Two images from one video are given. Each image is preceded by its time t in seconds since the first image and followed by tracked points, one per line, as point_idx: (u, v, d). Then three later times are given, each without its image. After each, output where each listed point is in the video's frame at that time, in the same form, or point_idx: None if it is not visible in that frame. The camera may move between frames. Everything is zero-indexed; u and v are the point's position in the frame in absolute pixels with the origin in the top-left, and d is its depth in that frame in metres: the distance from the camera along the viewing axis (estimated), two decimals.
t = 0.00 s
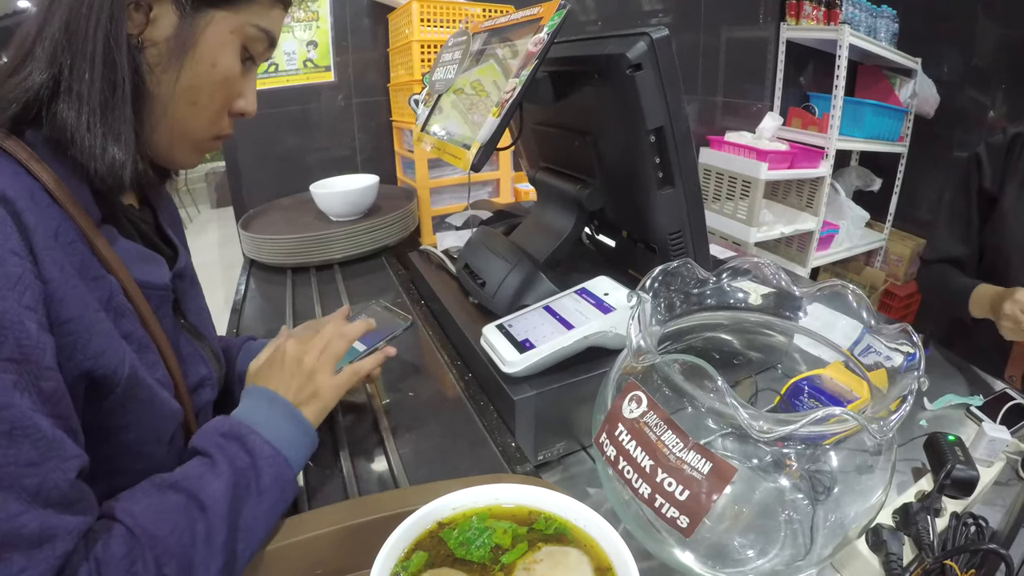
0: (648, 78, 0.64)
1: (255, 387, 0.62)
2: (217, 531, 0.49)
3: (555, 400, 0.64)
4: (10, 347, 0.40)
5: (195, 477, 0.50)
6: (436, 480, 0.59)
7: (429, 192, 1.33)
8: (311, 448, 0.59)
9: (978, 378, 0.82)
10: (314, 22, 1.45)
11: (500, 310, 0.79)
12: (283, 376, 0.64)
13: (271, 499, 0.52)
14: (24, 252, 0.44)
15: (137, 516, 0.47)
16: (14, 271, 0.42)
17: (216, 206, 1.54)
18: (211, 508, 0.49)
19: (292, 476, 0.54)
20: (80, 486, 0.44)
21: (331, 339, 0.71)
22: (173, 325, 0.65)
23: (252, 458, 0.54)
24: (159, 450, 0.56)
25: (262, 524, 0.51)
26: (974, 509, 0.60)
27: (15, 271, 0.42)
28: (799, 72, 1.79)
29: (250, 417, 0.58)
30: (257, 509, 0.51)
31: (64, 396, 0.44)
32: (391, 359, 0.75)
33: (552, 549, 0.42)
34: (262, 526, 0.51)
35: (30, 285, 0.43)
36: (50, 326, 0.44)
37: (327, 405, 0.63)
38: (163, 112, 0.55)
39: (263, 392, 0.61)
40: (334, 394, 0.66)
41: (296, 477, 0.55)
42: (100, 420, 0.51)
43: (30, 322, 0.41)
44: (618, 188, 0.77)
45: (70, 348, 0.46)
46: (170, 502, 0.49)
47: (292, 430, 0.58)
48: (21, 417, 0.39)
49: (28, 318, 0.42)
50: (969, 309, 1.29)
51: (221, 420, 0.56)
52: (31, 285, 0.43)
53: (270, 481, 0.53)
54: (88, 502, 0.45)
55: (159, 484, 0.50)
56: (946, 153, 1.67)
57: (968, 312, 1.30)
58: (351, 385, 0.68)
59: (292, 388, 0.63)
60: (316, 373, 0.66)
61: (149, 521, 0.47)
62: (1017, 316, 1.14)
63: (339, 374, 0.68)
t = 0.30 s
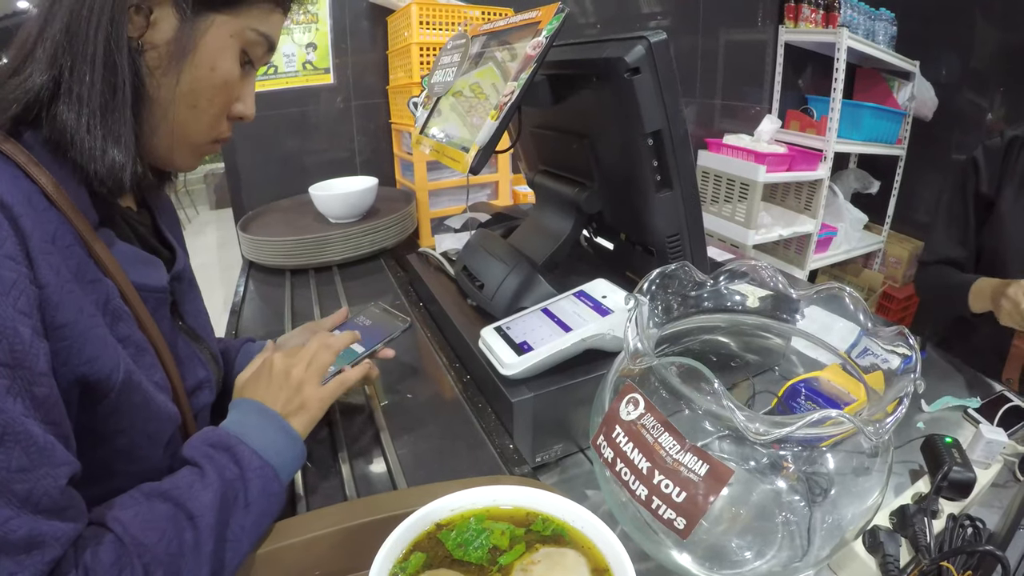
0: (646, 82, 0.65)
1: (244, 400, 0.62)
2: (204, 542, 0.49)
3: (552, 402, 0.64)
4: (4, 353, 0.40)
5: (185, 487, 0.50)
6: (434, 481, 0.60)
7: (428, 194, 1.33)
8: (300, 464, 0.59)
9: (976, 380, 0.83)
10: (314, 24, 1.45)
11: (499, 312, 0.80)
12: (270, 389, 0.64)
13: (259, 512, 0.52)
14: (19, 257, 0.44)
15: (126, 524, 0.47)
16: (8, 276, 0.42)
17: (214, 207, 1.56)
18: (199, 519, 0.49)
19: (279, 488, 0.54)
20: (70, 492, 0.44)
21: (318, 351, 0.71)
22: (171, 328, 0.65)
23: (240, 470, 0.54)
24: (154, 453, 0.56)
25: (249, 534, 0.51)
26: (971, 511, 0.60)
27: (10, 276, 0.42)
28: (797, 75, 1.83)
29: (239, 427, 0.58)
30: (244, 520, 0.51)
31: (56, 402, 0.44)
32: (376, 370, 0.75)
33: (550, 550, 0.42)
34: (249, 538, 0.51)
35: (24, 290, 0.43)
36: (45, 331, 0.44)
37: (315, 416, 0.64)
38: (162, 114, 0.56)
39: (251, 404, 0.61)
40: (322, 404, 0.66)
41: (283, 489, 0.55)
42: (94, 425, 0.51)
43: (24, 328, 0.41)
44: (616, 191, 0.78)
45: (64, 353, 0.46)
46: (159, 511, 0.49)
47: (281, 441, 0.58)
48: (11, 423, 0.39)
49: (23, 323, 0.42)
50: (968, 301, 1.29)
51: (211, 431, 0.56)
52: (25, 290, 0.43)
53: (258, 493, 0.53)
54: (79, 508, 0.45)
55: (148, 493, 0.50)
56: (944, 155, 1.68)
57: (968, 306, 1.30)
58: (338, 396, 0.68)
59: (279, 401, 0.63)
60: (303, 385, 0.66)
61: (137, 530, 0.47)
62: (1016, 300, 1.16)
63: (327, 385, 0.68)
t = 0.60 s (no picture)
0: (649, 88, 0.65)
1: (246, 402, 0.62)
2: (205, 545, 0.49)
3: (554, 406, 0.64)
4: (9, 355, 0.40)
5: (186, 489, 0.51)
6: (437, 484, 0.60)
7: (431, 196, 1.34)
8: (301, 467, 0.59)
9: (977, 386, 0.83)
10: (318, 26, 1.46)
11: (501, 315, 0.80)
12: (274, 391, 0.65)
13: (260, 516, 0.52)
14: (25, 260, 0.44)
15: (128, 526, 0.47)
16: (14, 279, 0.42)
17: (216, 207, 1.56)
18: (200, 521, 0.49)
19: (281, 491, 0.54)
20: (74, 494, 0.45)
21: (321, 356, 0.71)
22: (175, 329, 0.65)
23: (242, 471, 0.54)
24: (157, 455, 0.57)
25: (250, 537, 0.51)
26: (971, 517, 0.62)
27: (15, 279, 0.42)
28: (799, 80, 1.84)
29: (241, 430, 0.58)
30: (246, 522, 0.51)
31: (60, 404, 0.45)
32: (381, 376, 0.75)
33: (551, 553, 0.43)
34: (250, 540, 0.51)
35: (30, 293, 0.43)
36: (50, 334, 0.45)
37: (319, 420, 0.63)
38: (169, 116, 0.56)
39: (254, 406, 0.61)
40: (326, 408, 0.65)
41: (284, 492, 0.56)
42: (97, 427, 0.52)
43: (29, 331, 0.42)
44: (619, 196, 0.78)
45: (68, 356, 0.46)
46: (160, 513, 0.49)
47: (282, 442, 0.58)
48: (16, 426, 0.40)
49: (28, 326, 0.42)
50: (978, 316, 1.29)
51: (213, 434, 0.56)
52: (31, 293, 0.43)
53: (260, 496, 0.53)
54: (82, 509, 0.46)
55: (149, 495, 0.50)
56: (946, 161, 1.68)
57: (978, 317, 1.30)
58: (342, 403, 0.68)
59: (283, 403, 0.63)
60: (307, 389, 0.66)
61: (139, 532, 0.47)
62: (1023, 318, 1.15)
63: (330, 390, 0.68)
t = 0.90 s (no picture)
0: (654, 95, 0.65)
1: (259, 396, 0.63)
2: (219, 537, 0.49)
3: (556, 411, 0.64)
4: (20, 355, 0.41)
5: (199, 483, 0.51)
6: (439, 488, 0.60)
7: (434, 200, 1.34)
8: (313, 457, 0.60)
9: (977, 394, 0.83)
10: (323, 28, 1.46)
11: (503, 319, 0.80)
12: (288, 384, 0.65)
13: (274, 505, 0.53)
14: (33, 261, 0.44)
15: (142, 521, 0.48)
16: (23, 279, 0.43)
17: (218, 208, 1.57)
18: (213, 515, 0.50)
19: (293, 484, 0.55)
20: (85, 491, 0.45)
21: (336, 350, 0.72)
22: (179, 330, 0.66)
23: (255, 465, 0.54)
24: (164, 455, 0.57)
25: (262, 531, 0.52)
26: (970, 524, 0.61)
27: (25, 279, 0.43)
28: (801, 85, 1.84)
29: (252, 423, 0.59)
30: (259, 515, 0.52)
31: (70, 403, 0.45)
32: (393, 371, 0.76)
33: (555, 557, 0.43)
34: (263, 531, 0.52)
35: (40, 293, 0.43)
36: (59, 334, 0.45)
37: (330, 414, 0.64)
38: (176, 119, 0.57)
39: (267, 400, 0.62)
40: (337, 403, 0.66)
41: (297, 485, 0.56)
42: (106, 427, 0.52)
43: (39, 330, 0.42)
44: (623, 202, 0.78)
45: (77, 356, 0.47)
46: (173, 508, 0.49)
47: (295, 437, 0.59)
48: (29, 424, 0.40)
49: (38, 326, 0.42)
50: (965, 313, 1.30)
51: (224, 427, 0.57)
52: (40, 293, 0.43)
53: (272, 489, 0.54)
54: (95, 506, 0.46)
55: (162, 490, 0.51)
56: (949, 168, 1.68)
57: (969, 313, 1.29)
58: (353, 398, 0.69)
59: (296, 396, 0.64)
60: (320, 383, 0.67)
61: (153, 526, 0.48)
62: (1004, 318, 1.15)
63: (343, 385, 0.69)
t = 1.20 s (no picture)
0: (657, 99, 0.65)
1: (264, 391, 0.64)
2: (228, 530, 0.50)
3: (558, 414, 0.65)
4: (30, 354, 0.41)
5: (207, 479, 0.51)
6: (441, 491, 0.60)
7: (436, 202, 1.35)
8: (318, 449, 0.61)
9: (977, 398, 0.83)
10: (326, 30, 1.47)
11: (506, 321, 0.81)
12: (292, 379, 0.66)
13: (280, 499, 0.54)
14: (41, 261, 0.45)
15: (151, 517, 0.48)
16: (31, 279, 0.43)
17: (220, 208, 1.57)
18: (222, 509, 0.50)
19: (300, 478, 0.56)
20: (95, 489, 0.45)
21: (338, 347, 0.73)
22: (182, 331, 0.66)
23: (262, 460, 0.55)
24: (170, 454, 0.58)
25: (270, 525, 0.52)
26: (969, 528, 0.61)
27: (33, 279, 0.43)
28: (803, 89, 1.84)
29: (259, 419, 0.59)
30: (267, 508, 0.53)
31: (78, 402, 0.45)
32: (397, 367, 0.77)
33: (557, 560, 0.43)
34: (270, 526, 0.52)
35: (48, 293, 0.44)
36: (66, 334, 0.45)
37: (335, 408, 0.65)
38: (182, 121, 0.57)
39: (271, 395, 0.62)
40: (342, 398, 0.67)
41: (303, 478, 0.57)
42: (112, 426, 0.52)
43: (48, 329, 0.42)
44: (625, 206, 0.79)
45: (84, 356, 0.47)
46: (182, 503, 0.50)
47: (301, 433, 0.59)
48: (41, 422, 0.40)
49: (47, 325, 0.43)
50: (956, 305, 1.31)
51: (232, 423, 0.57)
52: (48, 293, 0.44)
53: (280, 482, 0.54)
54: (105, 503, 0.46)
55: (171, 486, 0.51)
56: (949, 172, 1.69)
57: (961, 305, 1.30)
58: (356, 393, 0.70)
59: (301, 391, 0.64)
60: (324, 378, 0.68)
61: (163, 522, 0.48)
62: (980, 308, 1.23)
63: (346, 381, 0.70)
